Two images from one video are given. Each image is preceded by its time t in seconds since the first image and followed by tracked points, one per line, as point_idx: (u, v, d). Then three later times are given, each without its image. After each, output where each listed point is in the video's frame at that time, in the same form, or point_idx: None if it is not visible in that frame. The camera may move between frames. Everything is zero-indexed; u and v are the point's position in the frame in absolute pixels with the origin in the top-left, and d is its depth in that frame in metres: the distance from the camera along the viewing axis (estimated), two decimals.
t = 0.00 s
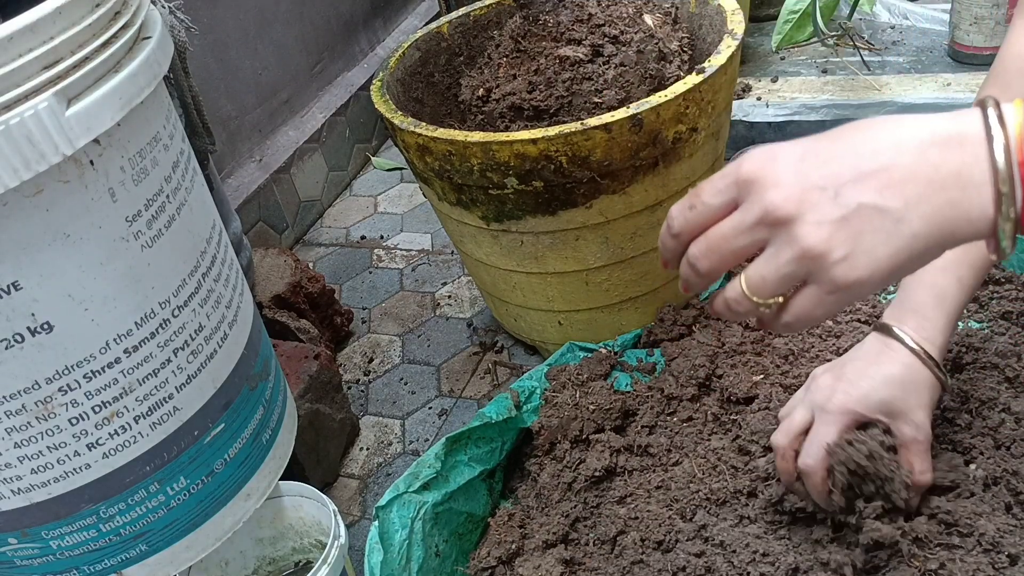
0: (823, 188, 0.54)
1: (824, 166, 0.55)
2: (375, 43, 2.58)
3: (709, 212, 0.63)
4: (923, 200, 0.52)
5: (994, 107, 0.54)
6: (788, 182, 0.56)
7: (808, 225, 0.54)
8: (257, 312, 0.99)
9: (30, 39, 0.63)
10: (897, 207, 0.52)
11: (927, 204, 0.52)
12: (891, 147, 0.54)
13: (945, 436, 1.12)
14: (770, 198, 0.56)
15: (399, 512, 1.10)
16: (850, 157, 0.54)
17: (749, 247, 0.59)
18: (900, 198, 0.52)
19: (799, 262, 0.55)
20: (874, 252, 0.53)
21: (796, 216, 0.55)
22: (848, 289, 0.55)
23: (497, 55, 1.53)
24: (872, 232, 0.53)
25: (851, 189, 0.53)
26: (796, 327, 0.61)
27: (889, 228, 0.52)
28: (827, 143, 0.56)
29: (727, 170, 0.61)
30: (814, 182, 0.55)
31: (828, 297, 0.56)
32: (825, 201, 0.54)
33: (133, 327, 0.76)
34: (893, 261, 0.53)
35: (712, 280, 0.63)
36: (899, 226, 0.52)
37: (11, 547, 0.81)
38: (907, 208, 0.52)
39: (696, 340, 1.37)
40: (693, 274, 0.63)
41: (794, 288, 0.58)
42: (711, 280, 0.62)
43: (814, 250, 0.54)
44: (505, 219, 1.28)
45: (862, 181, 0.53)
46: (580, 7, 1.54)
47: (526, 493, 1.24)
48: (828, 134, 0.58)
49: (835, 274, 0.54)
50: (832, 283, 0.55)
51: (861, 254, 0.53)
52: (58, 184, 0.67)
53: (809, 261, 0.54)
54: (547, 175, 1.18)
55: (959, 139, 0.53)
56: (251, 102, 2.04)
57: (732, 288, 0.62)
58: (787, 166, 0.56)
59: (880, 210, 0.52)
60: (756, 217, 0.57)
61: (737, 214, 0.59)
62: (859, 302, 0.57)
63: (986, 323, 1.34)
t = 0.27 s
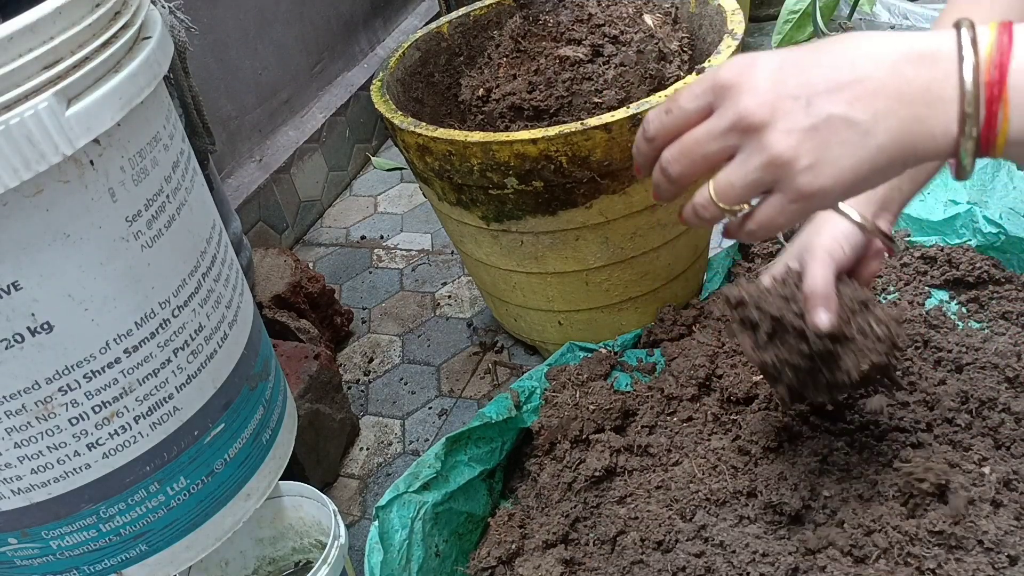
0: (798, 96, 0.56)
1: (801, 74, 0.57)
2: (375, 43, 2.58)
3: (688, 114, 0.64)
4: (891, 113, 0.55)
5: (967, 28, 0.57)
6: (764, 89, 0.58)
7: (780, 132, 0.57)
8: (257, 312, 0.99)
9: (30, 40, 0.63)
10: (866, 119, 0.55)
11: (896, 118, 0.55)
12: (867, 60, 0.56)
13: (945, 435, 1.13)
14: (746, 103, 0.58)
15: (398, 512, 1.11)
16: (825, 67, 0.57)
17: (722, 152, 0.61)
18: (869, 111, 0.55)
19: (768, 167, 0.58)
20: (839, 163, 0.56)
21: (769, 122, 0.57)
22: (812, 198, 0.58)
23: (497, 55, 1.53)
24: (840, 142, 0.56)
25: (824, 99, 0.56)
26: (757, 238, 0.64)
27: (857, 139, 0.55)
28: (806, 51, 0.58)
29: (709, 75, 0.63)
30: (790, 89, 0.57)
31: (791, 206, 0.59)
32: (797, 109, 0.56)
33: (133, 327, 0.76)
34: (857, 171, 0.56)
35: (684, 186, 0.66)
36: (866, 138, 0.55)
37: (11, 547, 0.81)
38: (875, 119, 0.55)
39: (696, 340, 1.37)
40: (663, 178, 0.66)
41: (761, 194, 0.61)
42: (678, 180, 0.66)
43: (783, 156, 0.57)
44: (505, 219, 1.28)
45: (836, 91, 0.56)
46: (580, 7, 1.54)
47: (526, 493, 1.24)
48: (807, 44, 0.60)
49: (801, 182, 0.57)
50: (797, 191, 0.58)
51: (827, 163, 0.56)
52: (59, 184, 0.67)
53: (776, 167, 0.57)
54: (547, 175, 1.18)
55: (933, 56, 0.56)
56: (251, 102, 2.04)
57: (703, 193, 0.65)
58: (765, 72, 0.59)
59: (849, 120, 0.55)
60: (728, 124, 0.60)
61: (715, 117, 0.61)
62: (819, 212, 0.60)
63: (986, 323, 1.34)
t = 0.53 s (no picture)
0: (754, 54, 0.71)
1: (757, 33, 0.71)
2: (375, 43, 2.58)
3: (655, 65, 0.80)
4: (835, 69, 0.70)
5: None
6: (726, 45, 0.72)
7: (737, 86, 0.72)
8: (256, 312, 0.99)
9: (30, 40, 0.63)
10: (813, 74, 0.70)
11: (839, 74, 0.70)
12: (816, 21, 0.70)
13: (944, 435, 1.13)
14: (708, 59, 0.73)
15: (398, 513, 1.11)
16: (780, 27, 0.71)
17: (684, 101, 0.78)
18: (814, 67, 0.70)
19: (725, 117, 0.74)
20: (788, 112, 0.72)
21: (728, 76, 0.73)
22: (763, 142, 0.75)
23: (496, 55, 1.53)
24: (789, 95, 0.71)
25: (775, 57, 0.71)
26: (713, 172, 0.83)
27: (804, 92, 0.71)
28: (764, 10, 0.72)
29: (679, 27, 0.77)
30: (747, 46, 0.72)
31: (745, 148, 0.77)
32: (751, 64, 0.71)
33: (133, 327, 0.76)
34: (803, 119, 0.72)
35: (652, 126, 0.84)
36: (813, 91, 0.71)
37: (11, 547, 0.81)
38: (819, 74, 0.70)
39: (695, 340, 1.37)
40: (630, 124, 0.86)
41: (718, 137, 0.78)
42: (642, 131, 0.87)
43: (737, 106, 0.73)
44: (505, 219, 1.28)
45: (786, 49, 0.70)
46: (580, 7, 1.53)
47: (525, 493, 1.24)
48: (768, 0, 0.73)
49: (754, 129, 0.74)
50: (751, 136, 0.75)
51: (777, 113, 0.72)
52: (58, 184, 0.67)
53: (732, 115, 0.74)
54: (547, 175, 1.18)
55: (877, 17, 0.69)
56: (251, 102, 2.04)
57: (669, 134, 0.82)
58: (725, 30, 0.73)
59: (798, 75, 0.70)
60: (691, 75, 0.75)
61: (681, 69, 0.76)
62: (769, 155, 0.78)
63: (986, 323, 1.34)
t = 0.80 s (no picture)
0: (745, 34, 0.71)
1: (750, 14, 0.71)
2: (375, 43, 2.58)
3: (654, 49, 0.81)
4: (826, 52, 0.70)
5: None
6: (718, 26, 0.73)
7: (728, 67, 0.72)
8: (257, 312, 0.99)
9: (29, 40, 0.63)
10: (805, 57, 0.70)
11: (829, 57, 0.70)
12: (808, 5, 0.70)
13: (944, 435, 1.13)
14: (701, 39, 0.74)
15: (399, 513, 1.11)
16: (772, 10, 0.71)
17: (679, 82, 0.78)
18: (806, 50, 0.70)
19: (718, 97, 0.74)
20: (778, 93, 0.72)
21: (720, 57, 0.73)
22: (754, 124, 0.74)
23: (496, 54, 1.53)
24: (780, 76, 0.71)
25: (768, 38, 0.70)
26: (710, 159, 0.83)
27: (794, 75, 0.71)
28: None
29: (675, 11, 0.77)
30: (739, 28, 0.72)
31: (738, 130, 0.76)
32: (744, 46, 0.71)
33: (133, 327, 0.76)
34: (794, 102, 0.72)
35: (649, 112, 0.85)
36: (804, 73, 0.70)
37: (11, 547, 0.81)
38: (811, 58, 0.70)
39: (696, 340, 1.37)
40: (629, 109, 0.86)
41: (713, 120, 0.78)
42: (640, 117, 0.86)
43: (729, 86, 0.73)
44: (505, 219, 1.28)
45: (778, 31, 0.70)
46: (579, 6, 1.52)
47: (525, 493, 1.24)
48: None
49: (746, 110, 0.73)
50: (742, 117, 0.74)
51: (768, 93, 0.72)
52: (58, 184, 0.67)
53: (724, 96, 0.74)
54: (547, 175, 1.18)
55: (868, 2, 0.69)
56: (251, 102, 2.04)
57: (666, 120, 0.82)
58: (719, 12, 0.73)
59: (789, 58, 0.70)
60: (686, 57, 0.76)
61: (676, 50, 0.77)
62: (761, 139, 0.77)
63: (986, 323, 1.34)
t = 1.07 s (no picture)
0: (737, 45, 0.72)
1: (741, 26, 0.72)
2: (375, 43, 2.58)
3: (645, 60, 0.82)
4: (818, 62, 0.70)
5: None
6: (710, 38, 0.73)
7: (720, 77, 0.73)
8: (257, 311, 0.99)
9: (30, 40, 0.63)
10: (797, 66, 0.70)
11: (821, 67, 0.70)
12: (800, 16, 0.70)
13: (944, 435, 1.13)
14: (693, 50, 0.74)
15: (398, 512, 1.11)
16: (763, 21, 0.71)
17: (671, 93, 0.79)
18: (798, 60, 0.70)
19: (709, 107, 0.75)
20: (770, 103, 0.72)
21: (712, 67, 0.73)
22: (746, 134, 0.75)
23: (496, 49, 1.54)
24: (772, 86, 0.71)
25: (759, 49, 0.71)
26: (701, 169, 0.83)
27: (786, 84, 0.71)
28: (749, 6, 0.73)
29: (668, 23, 0.78)
30: (730, 38, 0.72)
31: (729, 140, 0.77)
32: (735, 56, 0.72)
33: (133, 327, 0.76)
34: (786, 112, 0.72)
35: (640, 123, 0.85)
36: (795, 83, 0.71)
37: (11, 547, 0.81)
38: (803, 67, 0.70)
39: (696, 340, 1.37)
40: (622, 120, 0.86)
41: (704, 130, 0.79)
42: (632, 129, 0.87)
43: (721, 96, 0.73)
44: (505, 219, 1.28)
45: (770, 41, 0.71)
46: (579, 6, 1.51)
47: (525, 493, 1.24)
48: None
49: (737, 120, 0.74)
50: (734, 127, 0.75)
51: (760, 104, 0.72)
52: (58, 184, 0.67)
53: (716, 106, 0.74)
54: (547, 175, 1.18)
55: (860, 12, 0.69)
56: (251, 102, 2.04)
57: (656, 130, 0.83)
58: (710, 24, 0.74)
59: (781, 68, 0.71)
60: (678, 68, 0.76)
61: (667, 61, 0.78)
62: (753, 150, 0.78)
63: (986, 323, 1.34)
